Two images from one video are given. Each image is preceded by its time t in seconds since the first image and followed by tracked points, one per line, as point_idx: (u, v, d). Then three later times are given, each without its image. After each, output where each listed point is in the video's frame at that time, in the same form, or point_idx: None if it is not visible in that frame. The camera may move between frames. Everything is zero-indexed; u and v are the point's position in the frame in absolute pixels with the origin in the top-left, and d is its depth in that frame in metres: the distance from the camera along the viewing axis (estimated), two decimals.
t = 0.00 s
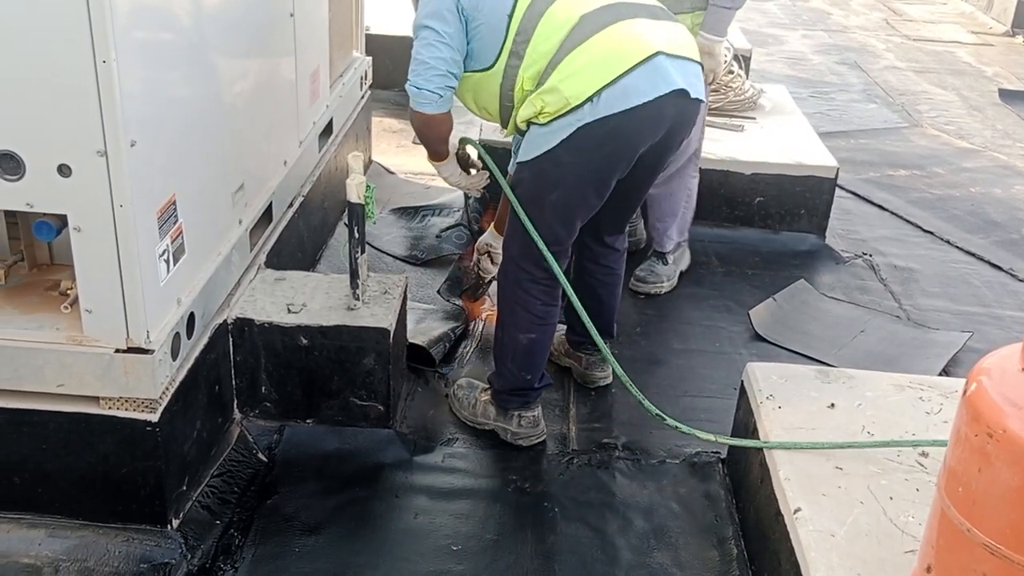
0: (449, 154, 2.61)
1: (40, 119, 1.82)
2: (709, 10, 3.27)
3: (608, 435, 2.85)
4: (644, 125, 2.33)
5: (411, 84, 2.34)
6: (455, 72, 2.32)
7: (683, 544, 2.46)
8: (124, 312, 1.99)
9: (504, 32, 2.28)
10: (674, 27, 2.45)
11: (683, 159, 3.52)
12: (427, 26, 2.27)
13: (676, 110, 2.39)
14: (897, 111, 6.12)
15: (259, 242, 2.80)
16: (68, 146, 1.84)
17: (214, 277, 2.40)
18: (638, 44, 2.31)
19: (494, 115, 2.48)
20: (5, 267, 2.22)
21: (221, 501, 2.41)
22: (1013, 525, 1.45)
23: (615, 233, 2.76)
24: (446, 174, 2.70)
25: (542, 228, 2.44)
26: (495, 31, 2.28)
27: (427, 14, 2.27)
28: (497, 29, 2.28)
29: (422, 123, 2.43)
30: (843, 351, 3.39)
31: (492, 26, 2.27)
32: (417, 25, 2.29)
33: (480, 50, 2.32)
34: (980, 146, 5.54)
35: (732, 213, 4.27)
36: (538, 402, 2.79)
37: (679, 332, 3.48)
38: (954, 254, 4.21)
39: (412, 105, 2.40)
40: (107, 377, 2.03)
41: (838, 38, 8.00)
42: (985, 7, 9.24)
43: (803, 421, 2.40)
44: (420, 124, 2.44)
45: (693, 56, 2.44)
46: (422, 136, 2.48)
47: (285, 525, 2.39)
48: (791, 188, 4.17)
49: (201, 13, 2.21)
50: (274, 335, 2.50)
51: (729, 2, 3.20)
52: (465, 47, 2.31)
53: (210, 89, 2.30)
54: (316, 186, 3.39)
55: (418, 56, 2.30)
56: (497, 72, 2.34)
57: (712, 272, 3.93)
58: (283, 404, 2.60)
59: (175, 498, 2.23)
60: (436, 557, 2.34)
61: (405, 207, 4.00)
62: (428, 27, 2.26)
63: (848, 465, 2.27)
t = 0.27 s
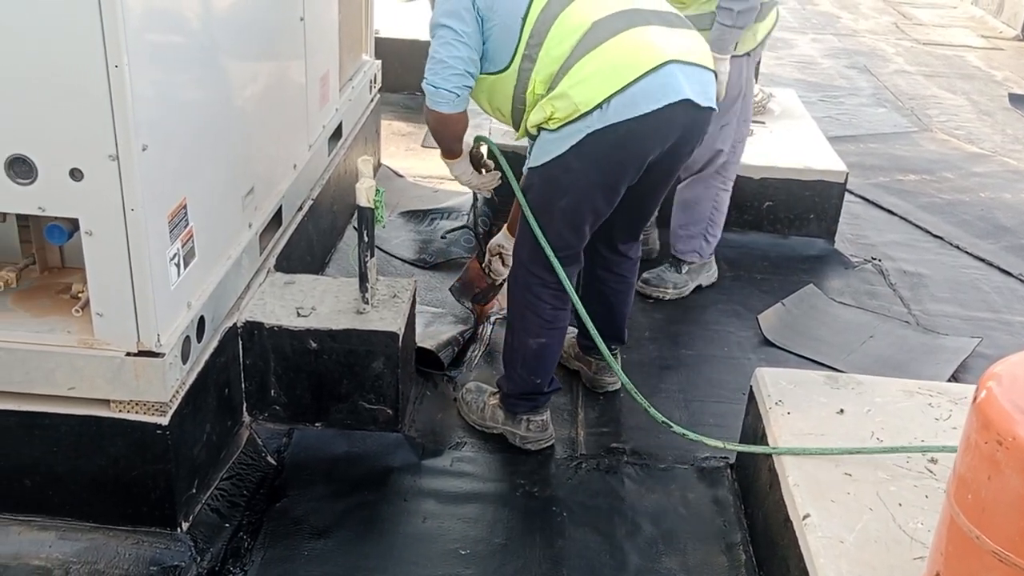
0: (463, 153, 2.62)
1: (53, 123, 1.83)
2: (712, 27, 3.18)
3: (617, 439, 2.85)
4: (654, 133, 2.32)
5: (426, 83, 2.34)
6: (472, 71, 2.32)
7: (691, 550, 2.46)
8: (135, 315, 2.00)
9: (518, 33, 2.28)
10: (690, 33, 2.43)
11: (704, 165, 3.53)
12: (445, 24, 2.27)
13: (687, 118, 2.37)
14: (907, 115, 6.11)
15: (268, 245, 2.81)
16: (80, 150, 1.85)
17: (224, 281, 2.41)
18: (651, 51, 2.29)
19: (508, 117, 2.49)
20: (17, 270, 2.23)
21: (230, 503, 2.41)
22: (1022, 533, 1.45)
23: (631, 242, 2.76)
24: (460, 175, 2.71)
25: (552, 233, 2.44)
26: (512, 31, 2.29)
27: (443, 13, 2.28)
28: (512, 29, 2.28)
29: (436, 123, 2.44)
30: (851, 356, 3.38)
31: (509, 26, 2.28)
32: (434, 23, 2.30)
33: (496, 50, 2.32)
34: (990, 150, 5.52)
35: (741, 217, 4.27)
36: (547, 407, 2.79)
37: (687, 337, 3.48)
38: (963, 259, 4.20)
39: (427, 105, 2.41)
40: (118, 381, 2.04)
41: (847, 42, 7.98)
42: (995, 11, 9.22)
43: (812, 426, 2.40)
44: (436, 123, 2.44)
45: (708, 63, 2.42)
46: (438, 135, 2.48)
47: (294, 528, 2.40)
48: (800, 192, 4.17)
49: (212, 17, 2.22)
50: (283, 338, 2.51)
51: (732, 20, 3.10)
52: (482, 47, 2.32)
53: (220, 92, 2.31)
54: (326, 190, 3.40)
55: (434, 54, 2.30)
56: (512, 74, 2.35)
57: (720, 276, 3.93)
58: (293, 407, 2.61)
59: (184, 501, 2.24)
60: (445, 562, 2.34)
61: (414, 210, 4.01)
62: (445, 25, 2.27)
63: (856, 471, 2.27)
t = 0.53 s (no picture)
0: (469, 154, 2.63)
1: (63, 126, 1.84)
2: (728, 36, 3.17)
3: (624, 443, 2.85)
4: (655, 142, 2.31)
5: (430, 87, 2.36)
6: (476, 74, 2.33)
7: (698, 554, 2.46)
8: (144, 317, 2.01)
9: (523, 38, 2.29)
10: (694, 41, 2.42)
11: (720, 173, 3.51)
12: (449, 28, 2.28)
13: (689, 127, 2.36)
14: (915, 119, 6.10)
15: (277, 248, 2.83)
16: (91, 153, 1.86)
17: (233, 284, 2.42)
18: (653, 59, 2.29)
19: (514, 122, 2.50)
20: (27, 273, 2.24)
21: (238, 505, 2.42)
22: None
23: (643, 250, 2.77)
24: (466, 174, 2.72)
25: (555, 239, 2.45)
26: (516, 36, 2.29)
27: (449, 15, 2.28)
28: (517, 33, 2.29)
29: (441, 126, 2.44)
30: (859, 360, 3.38)
31: (514, 30, 2.28)
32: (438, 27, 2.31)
33: (500, 53, 2.33)
34: (998, 154, 5.51)
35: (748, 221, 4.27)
36: (553, 410, 2.79)
37: (694, 340, 3.48)
38: (972, 263, 4.19)
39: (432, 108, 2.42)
40: (127, 383, 2.05)
41: (855, 45, 7.97)
42: (1003, 15, 9.20)
43: (820, 431, 2.40)
44: (440, 126, 2.45)
45: (711, 70, 2.41)
46: (443, 137, 2.49)
47: (302, 531, 2.41)
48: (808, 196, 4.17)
49: (221, 20, 2.23)
50: (292, 340, 2.52)
51: (746, 28, 3.08)
52: (487, 50, 2.32)
53: (229, 96, 2.32)
54: (334, 193, 3.41)
55: (439, 58, 2.31)
56: (516, 79, 2.36)
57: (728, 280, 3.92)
58: (300, 409, 2.62)
59: (193, 503, 2.25)
60: (452, 565, 2.35)
61: (422, 213, 4.02)
62: (450, 28, 2.27)
63: (864, 476, 2.27)
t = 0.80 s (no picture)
0: (474, 155, 2.63)
1: (68, 126, 1.85)
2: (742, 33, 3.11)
3: (627, 444, 2.85)
4: (657, 147, 2.31)
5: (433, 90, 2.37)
6: (479, 77, 2.34)
7: (701, 555, 2.45)
8: (149, 317, 2.01)
9: (526, 40, 2.30)
10: (700, 45, 2.41)
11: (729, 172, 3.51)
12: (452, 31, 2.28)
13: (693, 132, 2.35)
14: (919, 120, 6.10)
15: (280, 249, 2.83)
16: (96, 153, 1.87)
17: (237, 284, 2.42)
18: (657, 63, 2.28)
19: (518, 124, 2.51)
20: (32, 273, 2.25)
21: (241, 506, 2.42)
22: None
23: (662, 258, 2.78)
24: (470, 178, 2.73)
25: (556, 242, 2.46)
26: (519, 37, 2.30)
27: (452, 17, 2.28)
28: (520, 35, 2.29)
29: (445, 129, 2.45)
30: (863, 362, 3.37)
31: (517, 33, 2.29)
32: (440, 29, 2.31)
33: (504, 56, 2.33)
34: (1003, 156, 5.51)
35: (752, 223, 4.27)
36: (556, 412, 2.79)
37: (698, 342, 3.48)
38: (976, 265, 4.18)
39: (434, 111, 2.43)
40: (131, 383, 2.06)
41: (859, 47, 7.97)
42: (1007, 17, 9.19)
43: (823, 432, 2.40)
44: (443, 129, 2.45)
45: (717, 77, 2.40)
46: (447, 141, 2.50)
47: (305, 531, 2.41)
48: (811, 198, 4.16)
49: (226, 21, 2.23)
50: (295, 341, 2.52)
51: (760, 25, 3.03)
52: (490, 53, 2.33)
53: (234, 97, 2.32)
54: (337, 194, 3.41)
55: (442, 60, 2.31)
56: (520, 81, 2.37)
57: (731, 281, 3.92)
58: (303, 410, 2.62)
59: (196, 503, 2.25)
60: (455, 566, 2.35)
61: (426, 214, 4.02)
62: (454, 31, 2.28)
63: (867, 478, 2.27)
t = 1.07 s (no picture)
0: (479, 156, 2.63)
1: (68, 126, 1.84)
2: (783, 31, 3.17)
3: (628, 444, 2.84)
4: (663, 147, 2.31)
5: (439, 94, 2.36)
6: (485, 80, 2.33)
7: (703, 555, 2.45)
8: (149, 317, 2.01)
9: (531, 40, 2.29)
10: (705, 46, 2.41)
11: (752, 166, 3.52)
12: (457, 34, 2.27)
13: (697, 132, 2.35)
14: (921, 120, 6.09)
15: (281, 248, 2.83)
16: (96, 153, 1.86)
17: (238, 283, 2.42)
18: (662, 64, 2.28)
19: (522, 124, 2.50)
20: (33, 272, 2.25)
21: (242, 505, 2.42)
22: None
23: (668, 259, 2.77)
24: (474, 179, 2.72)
25: (560, 242, 2.45)
26: (524, 39, 2.29)
27: (456, 19, 2.27)
28: (524, 36, 2.29)
29: (451, 131, 2.44)
30: (865, 362, 3.36)
31: (521, 34, 2.28)
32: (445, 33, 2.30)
33: (508, 56, 2.33)
34: (1005, 156, 5.50)
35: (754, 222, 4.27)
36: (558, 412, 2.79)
37: (699, 341, 3.47)
38: (978, 265, 4.17)
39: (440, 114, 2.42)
40: (131, 383, 2.05)
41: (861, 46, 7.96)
42: (1009, 16, 9.18)
43: (825, 432, 2.39)
44: (449, 131, 2.45)
45: (722, 77, 2.40)
46: (453, 143, 2.49)
47: (306, 531, 2.40)
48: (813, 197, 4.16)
49: (227, 20, 2.23)
50: (296, 340, 2.52)
51: (798, 25, 3.08)
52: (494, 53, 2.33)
53: (235, 96, 2.32)
54: (338, 193, 3.41)
55: (447, 64, 2.31)
56: (525, 81, 2.37)
57: (733, 281, 3.92)
58: (304, 409, 2.61)
59: (197, 503, 2.24)
60: (456, 566, 2.34)
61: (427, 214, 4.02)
62: (458, 33, 2.27)
63: (869, 478, 2.26)
